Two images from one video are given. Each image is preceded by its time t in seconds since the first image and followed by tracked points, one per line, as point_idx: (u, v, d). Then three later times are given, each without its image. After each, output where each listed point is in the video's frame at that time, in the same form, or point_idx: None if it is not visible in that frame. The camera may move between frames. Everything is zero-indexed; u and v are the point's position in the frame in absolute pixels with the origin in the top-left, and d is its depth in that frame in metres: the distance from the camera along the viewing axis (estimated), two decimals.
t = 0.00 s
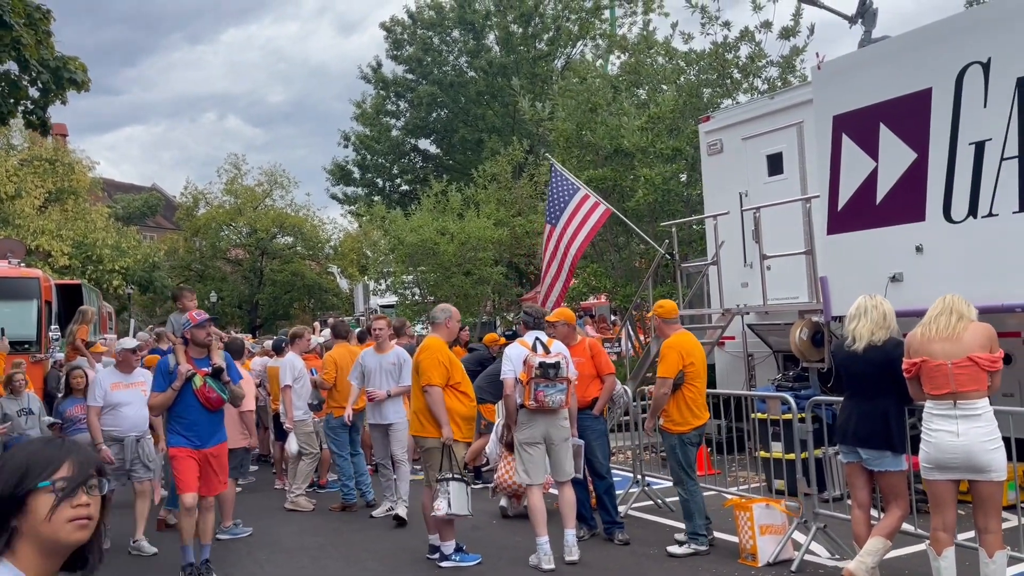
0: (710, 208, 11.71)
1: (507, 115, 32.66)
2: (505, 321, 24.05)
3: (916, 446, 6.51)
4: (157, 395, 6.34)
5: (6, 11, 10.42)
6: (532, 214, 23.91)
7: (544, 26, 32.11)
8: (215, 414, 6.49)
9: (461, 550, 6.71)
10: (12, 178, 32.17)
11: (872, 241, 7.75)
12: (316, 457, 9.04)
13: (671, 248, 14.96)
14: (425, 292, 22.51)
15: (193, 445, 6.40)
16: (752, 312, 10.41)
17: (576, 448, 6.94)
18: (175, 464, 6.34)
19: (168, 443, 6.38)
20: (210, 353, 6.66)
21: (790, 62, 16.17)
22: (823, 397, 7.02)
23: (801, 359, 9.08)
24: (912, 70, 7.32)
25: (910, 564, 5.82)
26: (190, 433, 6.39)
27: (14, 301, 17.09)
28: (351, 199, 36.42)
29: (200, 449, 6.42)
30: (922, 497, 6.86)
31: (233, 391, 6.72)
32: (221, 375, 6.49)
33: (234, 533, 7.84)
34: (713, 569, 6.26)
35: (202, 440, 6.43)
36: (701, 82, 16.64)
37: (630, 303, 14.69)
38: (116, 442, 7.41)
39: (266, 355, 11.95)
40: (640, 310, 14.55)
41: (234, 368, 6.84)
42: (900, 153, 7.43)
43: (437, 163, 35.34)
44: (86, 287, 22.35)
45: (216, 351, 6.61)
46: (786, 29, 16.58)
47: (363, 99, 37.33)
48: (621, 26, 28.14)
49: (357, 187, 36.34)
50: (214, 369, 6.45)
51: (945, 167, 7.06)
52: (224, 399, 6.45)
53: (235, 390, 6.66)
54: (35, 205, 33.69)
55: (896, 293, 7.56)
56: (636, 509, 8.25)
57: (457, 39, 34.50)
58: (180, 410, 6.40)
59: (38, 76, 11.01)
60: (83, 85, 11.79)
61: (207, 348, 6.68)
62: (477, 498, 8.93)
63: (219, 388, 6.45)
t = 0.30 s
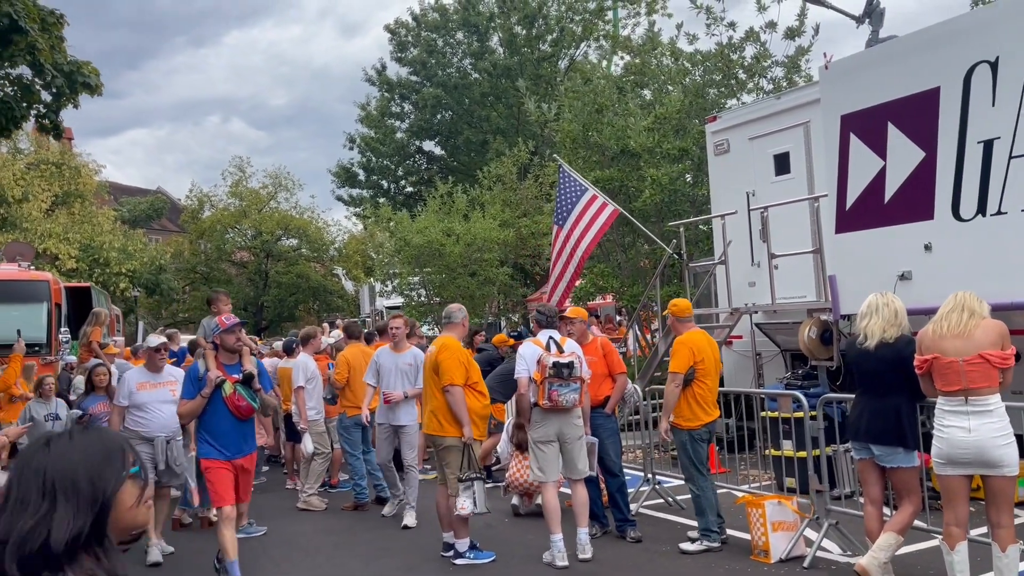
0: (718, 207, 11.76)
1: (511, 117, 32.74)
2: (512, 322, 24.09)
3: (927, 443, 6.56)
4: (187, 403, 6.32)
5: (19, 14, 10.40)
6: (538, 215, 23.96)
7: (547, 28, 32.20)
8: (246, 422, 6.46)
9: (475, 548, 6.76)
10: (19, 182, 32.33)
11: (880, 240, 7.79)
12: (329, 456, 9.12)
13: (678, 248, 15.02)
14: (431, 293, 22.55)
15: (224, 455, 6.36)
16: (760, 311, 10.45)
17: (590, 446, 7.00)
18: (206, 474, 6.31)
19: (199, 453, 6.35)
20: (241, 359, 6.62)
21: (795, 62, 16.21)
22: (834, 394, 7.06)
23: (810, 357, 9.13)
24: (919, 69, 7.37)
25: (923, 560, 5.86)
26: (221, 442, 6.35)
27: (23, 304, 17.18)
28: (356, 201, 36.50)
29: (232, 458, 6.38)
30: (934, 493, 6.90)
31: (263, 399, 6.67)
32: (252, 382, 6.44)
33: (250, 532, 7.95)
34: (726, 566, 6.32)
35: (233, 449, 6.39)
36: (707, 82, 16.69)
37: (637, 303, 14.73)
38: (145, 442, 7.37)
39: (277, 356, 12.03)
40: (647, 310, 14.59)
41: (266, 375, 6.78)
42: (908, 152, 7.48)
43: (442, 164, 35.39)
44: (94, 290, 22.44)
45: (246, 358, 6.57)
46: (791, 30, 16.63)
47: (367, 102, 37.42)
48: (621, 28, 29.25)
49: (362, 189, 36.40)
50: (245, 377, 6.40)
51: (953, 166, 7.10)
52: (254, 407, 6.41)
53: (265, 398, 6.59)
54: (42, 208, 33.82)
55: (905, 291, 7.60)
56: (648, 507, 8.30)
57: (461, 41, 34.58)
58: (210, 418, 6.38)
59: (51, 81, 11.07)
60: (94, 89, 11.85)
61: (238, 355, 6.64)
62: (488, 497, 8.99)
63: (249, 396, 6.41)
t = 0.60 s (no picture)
0: (729, 207, 11.76)
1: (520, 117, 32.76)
2: (522, 322, 24.09)
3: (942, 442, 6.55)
4: (221, 398, 6.07)
5: (35, 18, 10.31)
6: (547, 215, 23.97)
7: (556, 28, 32.26)
8: (280, 419, 6.24)
9: (490, 547, 6.79)
10: (32, 184, 32.57)
11: (894, 238, 7.78)
12: (343, 456, 9.17)
13: (689, 247, 15.02)
14: (441, 294, 22.58)
15: (255, 453, 6.13)
16: (771, 311, 10.44)
17: (604, 445, 7.03)
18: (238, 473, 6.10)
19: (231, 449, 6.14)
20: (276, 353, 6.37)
21: (805, 61, 16.19)
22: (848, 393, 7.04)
23: (822, 357, 9.10)
24: (932, 68, 7.36)
25: (938, 559, 5.86)
26: (254, 439, 6.14)
27: (37, 306, 17.31)
28: (366, 202, 36.58)
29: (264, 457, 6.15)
30: (949, 493, 6.88)
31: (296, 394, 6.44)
32: (288, 377, 6.21)
33: (267, 531, 8.02)
34: (740, 565, 6.33)
35: (265, 447, 6.16)
36: (717, 82, 16.68)
37: (649, 303, 14.75)
38: (173, 446, 7.37)
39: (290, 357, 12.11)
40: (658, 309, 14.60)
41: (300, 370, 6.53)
42: (921, 151, 7.46)
43: (451, 165, 35.41)
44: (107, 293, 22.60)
45: (281, 351, 6.32)
46: (802, 28, 16.60)
47: (376, 103, 37.49)
48: (629, 27, 29.57)
49: (372, 190, 36.47)
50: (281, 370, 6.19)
51: (966, 164, 7.08)
52: (289, 404, 6.19)
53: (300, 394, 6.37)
54: (54, 211, 34.01)
55: (918, 290, 7.60)
56: (661, 506, 8.32)
57: (470, 41, 34.59)
58: (244, 413, 6.15)
59: (68, 84, 11.09)
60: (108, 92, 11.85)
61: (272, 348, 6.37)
62: (501, 496, 9.02)
63: (285, 392, 6.18)
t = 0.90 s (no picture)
0: (746, 207, 11.70)
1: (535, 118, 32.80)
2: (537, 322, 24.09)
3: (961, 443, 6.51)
4: (263, 406, 5.88)
5: (58, 21, 9.15)
6: (563, 215, 23.97)
7: (571, 29, 32.29)
8: (324, 429, 6.00)
9: (506, 547, 6.80)
10: (52, 186, 32.95)
11: (912, 238, 7.74)
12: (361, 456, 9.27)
13: (704, 248, 14.98)
14: (457, 294, 22.60)
15: (298, 465, 5.91)
16: (788, 311, 10.40)
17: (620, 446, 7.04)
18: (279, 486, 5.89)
19: (272, 462, 5.93)
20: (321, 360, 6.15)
21: (822, 60, 16.11)
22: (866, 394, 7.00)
23: (840, 357, 9.04)
24: (949, 68, 7.31)
25: (958, 561, 5.82)
26: (297, 451, 5.92)
27: (57, 306, 17.47)
28: (381, 203, 36.70)
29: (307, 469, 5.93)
30: (968, 494, 6.83)
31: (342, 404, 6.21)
32: (332, 385, 5.97)
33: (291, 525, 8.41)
34: (758, 566, 6.31)
35: (308, 459, 5.93)
36: (733, 82, 16.64)
37: (664, 303, 14.73)
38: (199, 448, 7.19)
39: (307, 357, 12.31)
40: (674, 310, 14.57)
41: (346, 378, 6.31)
42: (939, 150, 7.41)
43: (466, 166, 35.45)
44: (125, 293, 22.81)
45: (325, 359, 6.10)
46: (818, 27, 16.53)
47: (392, 104, 37.57)
48: (644, 27, 29.56)
49: (387, 191, 36.61)
50: (325, 378, 5.94)
51: (985, 164, 7.02)
52: (334, 413, 5.95)
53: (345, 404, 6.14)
54: (74, 212, 34.29)
55: (937, 289, 7.56)
56: (677, 507, 8.31)
57: (485, 42, 34.61)
58: (287, 423, 5.93)
59: (90, 87, 9.72)
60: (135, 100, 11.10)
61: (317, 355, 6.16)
62: (517, 496, 9.04)
63: (330, 400, 5.95)
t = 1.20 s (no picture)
0: (765, 208, 11.62)
1: (554, 119, 32.77)
2: (556, 324, 24.08)
3: (984, 447, 6.42)
4: (299, 400, 5.65)
5: (80, 23, 8.91)
6: (581, 216, 23.93)
7: (590, 30, 32.28)
8: (363, 422, 5.77)
9: (522, 549, 6.80)
10: (77, 188, 33.44)
11: (934, 239, 7.64)
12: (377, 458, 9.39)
13: (724, 249, 14.91)
14: (475, 295, 22.64)
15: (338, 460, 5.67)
16: (808, 313, 10.31)
17: (637, 449, 7.01)
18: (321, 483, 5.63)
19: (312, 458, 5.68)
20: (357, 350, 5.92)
21: (843, 60, 15.97)
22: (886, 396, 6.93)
23: (860, 360, 8.93)
24: (971, 67, 7.22)
25: (980, 567, 5.74)
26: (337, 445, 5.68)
27: (80, 307, 17.70)
28: (401, 204, 36.85)
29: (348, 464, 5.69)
30: (992, 498, 6.74)
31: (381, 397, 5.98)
32: (369, 376, 5.74)
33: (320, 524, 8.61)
34: (776, 570, 6.26)
35: (348, 453, 5.70)
36: (753, 82, 16.54)
37: (682, 305, 14.67)
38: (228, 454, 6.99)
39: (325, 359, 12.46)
40: (693, 311, 14.51)
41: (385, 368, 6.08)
42: (962, 151, 7.31)
43: (485, 167, 35.49)
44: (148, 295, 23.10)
45: (361, 348, 5.87)
46: (839, 27, 16.39)
47: (411, 106, 37.69)
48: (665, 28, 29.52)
49: (407, 192, 36.73)
50: (362, 369, 5.72)
51: (1009, 164, 6.92)
52: (373, 405, 5.72)
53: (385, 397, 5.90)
54: (98, 214, 34.76)
55: (960, 291, 7.47)
56: (695, 510, 8.27)
57: (504, 44, 34.58)
58: (325, 416, 5.71)
59: (112, 90, 9.66)
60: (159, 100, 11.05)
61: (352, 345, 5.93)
62: (534, 498, 9.03)
63: (368, 391, 5.72)
